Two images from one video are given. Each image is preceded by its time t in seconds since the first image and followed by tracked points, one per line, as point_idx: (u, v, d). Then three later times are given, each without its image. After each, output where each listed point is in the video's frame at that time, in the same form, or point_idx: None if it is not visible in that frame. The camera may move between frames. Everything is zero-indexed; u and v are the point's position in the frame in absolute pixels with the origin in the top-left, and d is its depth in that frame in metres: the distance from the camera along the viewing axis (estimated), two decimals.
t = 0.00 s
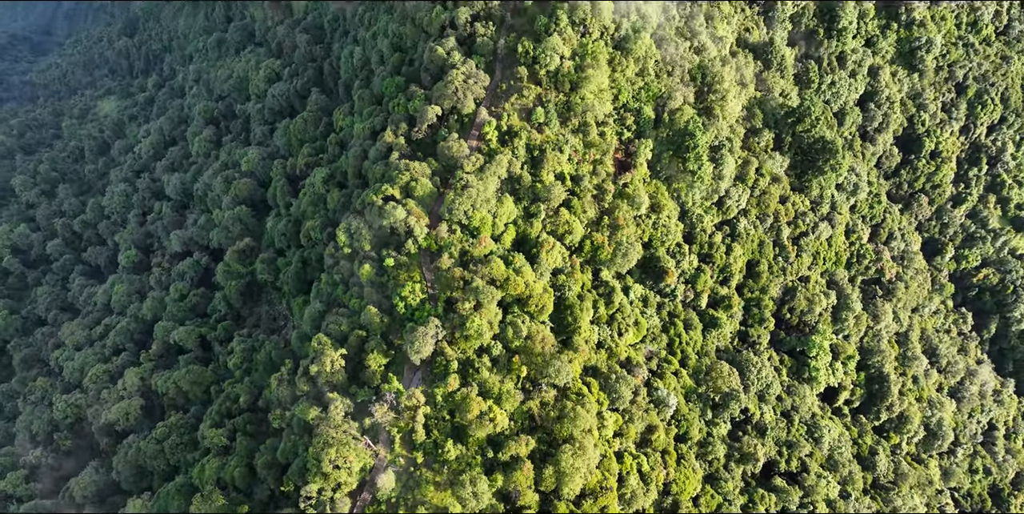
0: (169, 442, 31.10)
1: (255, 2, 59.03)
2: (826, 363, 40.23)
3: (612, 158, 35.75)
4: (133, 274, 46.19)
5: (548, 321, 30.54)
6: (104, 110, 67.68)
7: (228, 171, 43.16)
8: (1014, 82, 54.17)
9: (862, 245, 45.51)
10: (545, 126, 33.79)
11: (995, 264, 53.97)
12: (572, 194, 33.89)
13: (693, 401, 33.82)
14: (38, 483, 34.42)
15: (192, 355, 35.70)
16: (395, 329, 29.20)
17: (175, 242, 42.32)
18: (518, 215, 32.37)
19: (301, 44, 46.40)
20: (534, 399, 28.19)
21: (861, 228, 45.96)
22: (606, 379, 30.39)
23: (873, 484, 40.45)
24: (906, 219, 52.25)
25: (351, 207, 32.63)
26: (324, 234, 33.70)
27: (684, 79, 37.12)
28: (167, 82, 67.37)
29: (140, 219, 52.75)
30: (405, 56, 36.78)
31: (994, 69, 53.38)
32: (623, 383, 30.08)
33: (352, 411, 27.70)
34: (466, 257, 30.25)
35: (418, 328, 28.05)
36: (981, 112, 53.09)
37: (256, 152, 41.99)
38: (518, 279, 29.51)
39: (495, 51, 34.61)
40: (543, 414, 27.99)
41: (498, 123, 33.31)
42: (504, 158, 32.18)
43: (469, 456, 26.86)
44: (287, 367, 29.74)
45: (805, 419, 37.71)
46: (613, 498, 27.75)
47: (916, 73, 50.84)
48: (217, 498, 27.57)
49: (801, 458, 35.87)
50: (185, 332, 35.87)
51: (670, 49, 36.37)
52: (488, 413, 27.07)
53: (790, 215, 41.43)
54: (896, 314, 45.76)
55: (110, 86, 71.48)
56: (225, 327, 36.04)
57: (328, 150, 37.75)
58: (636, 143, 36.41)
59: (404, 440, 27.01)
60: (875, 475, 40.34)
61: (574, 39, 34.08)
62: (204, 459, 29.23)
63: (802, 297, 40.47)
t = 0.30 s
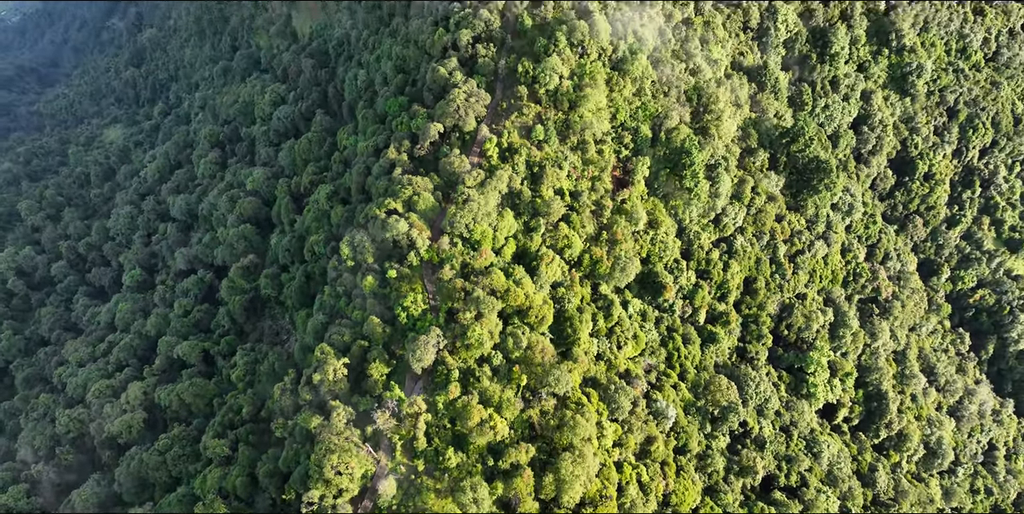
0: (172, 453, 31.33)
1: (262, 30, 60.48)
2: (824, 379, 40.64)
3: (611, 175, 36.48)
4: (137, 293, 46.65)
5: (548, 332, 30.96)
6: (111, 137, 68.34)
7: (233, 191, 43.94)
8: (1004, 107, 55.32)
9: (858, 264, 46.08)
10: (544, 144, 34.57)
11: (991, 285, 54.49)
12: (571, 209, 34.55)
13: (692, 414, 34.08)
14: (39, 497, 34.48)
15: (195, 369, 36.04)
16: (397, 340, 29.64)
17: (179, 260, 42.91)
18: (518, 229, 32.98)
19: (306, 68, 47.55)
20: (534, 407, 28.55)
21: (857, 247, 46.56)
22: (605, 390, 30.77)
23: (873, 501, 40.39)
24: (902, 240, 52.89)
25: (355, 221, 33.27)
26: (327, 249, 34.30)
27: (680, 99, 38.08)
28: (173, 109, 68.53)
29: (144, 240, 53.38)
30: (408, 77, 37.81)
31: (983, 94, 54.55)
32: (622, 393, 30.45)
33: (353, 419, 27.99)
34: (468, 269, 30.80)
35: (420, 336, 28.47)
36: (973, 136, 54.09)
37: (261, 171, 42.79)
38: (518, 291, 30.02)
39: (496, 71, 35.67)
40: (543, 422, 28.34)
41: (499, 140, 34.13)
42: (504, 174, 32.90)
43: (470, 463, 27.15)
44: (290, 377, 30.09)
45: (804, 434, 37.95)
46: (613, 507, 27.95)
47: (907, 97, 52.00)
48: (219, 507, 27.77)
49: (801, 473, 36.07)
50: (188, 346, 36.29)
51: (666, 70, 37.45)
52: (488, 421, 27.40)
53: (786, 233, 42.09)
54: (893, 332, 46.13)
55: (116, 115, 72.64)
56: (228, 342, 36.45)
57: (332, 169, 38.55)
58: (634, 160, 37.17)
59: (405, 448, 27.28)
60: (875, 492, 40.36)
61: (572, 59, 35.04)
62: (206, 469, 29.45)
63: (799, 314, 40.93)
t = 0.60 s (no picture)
0: (174, 464, 31.55)
1: (267, 58, 61.82)
2: (822, 396, 40.87)
3: (609, 193, 37.22)
4: (140, 312, 47.07)
5: (548, 344, 31.41)
6: (116, 165, 69.03)
7: (238, 210, 44.68)
8: (994, 132, 56.37)
9: (854, 283, 46.69)
10: (544, 161, 35.34)
11: (988, 306, 54.70)
12: (570, 225, 35.21)
13: (690, 427, 34.38)
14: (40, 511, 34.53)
15: (198, 383, 36.36)
16: (399, 351, 30.09)
17: (184, 278, 43.45)
18: (518, 244, 33.59)
19: (311, 93, 48.67)
20: (533, 417, 28.96)
21: (853, 266, 47.20)
22: (604, 402, 31.17)
23: None
24: (897, 261, 53.20)
25: (358, 236, 33.92)
26: (330, 263, 34.89)
27: (676, 120, 39.02)
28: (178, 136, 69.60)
29: (148, 261, 53.92)
30: (411, 98, 38.81)
31: (975, 118, 55.57)
32: (621, 404, 30.88)
33: (356, 428, 28.34)
34: (469, 281, 31.35)
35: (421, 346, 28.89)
36: (965, 160, 55.04)
37: (265, 191, 43.57)
38: (518, 303, 30.52)
39: (497, 92, 36.69)
40: (543, 431, 28.77)
41: (499, 158, 34.95)
42: (504, 190, 33.61)
43: (471, 471, 27.55)
44: (292, 387, 30.44)
45: (803, 450, 38.26)
46: None
47: (900, 122, 53.06)
48: None
49: (800, 488, 36.33)
50: (192, 361, 36.69)
51: (662, 92, 38.54)
52: (488, 429, 27.79)
53: (782, 252, 42.76)
54: (890, 351, 46.51)
55: (121, 143, 73.51)
56: (231, 357, 36.85)
57: (336, 187, 39.32)
58: (631, 179, 37.92)
59: (406, 456, 27.69)
60: (875, 510, 40.38)
61: (570, 80, 36.07)
62: (208, 479, 29.66)
63: (796, 332, 41.34)
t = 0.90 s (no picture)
0: (177, 476, 31.79)
1: (272, 86, 63.07)
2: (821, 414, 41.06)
3: (607, 211, 37.96)
4: (144, 331, 47.44)
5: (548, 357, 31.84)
6: (121, 192, 69.63)
7: (242, 230, 45.33)
8: (986, 156, 57.21)
9: (850, 302, 47.31)
10: (543, 180, 36.12)
11: (984, 327, 55.14)
12: (569, 241, 35.85)
13: (689, 441, 34.72)
14: None
15: (201, 398, 36.68)
16: (401, 363, 30.45)
17: (188, 296, 43.99)
18: (518, 259, 34.19)
19: (315, 116, 49.70)
20: (534, 427, 29.26)
21: (849, 286, 47.83)
22: (604, 413, 31.57)
23: None
24: (894, 282, 53.54)
25: (361, 251, 34.57)
26: (334, 279, 35.43)
27: (673, 140, 39.89)
28: (183, 162, 70.66)
29: (152, 282, 54.44)
30: (414, 119, 39.75)
31: (966, 143, 56.47)
32: (621, 416, 31.27)
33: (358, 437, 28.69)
34: (470, 295, 31.87)
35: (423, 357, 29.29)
36: (958, 184, 55.84)
37: (270, 211, 44.33)
38: (519, 315, 31.03)
39: (498, 113, 37.70)
40: (543, 440, 29.09)
41: (499, 176, 35.75)
42: (505, 206, 34.29)
43: (472, 480, 27.77)
44: (295, 398, 30.78)
45: (802, 466, 38.55)
46: None
47: (893, 146, 53.89)
48: None
49: (799, 504, 36.68)
50: (195, 377, 37.10)
51: (659, 112, 39.61)
52: (489, 438, 28.11)
53: (779, 271, 43.40)
54: (888, 370, 46.91)
55: (126, 170, 74.05)
56: (235, 372, 37.25)
57: (340, 206, 40.07)
58: (630, 197, 38.64)
59: (408, 465, 28.03)
60: None
61: (569, 100, 37.09)
62: (211, 490, 29.87)
63: (794, 350, 41.65)
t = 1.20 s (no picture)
0: (180, 489, 32.04)
1: (277, 113, 64.32)
2: (819, 432, 41.40)
3: (605, 228, 38.68)
4: (147, 350, 47.82)
5: (547, 370, 32.40)
6: (125, 218, 70.38)
7: (246, 250, 45.95)
8: (979, 181, 58.04)
9: (847, 322, 47.92)
10: (543, 198, 36.94)
11: (981, 350, 55.57)
12: (569, 258, 36.53)
13: (687, 455, 35.19)
14: None
15: (204, 413, 37.03)
16: (402, 376, 30.87)
17: (193, 315, 44.52)
18: (519, 275, 34.81)
19: (319, 140, 50.76)
20: (533, 437, 29.77)
21: (845, 306, 48.51)
22: (603, 426, 32.15)
23: None
24: (890, 304, 53.98)
25: (365, 267, 35.24)
26: (337, 295, 36.04)
27: (669, 161, 40.86)
28: (187, 187, 71.49)
29: (156, 303, 54.97)
30: (417, 141, 40.74)
31: (959, 168, 57.41)
32: (619, 428, 31.83)
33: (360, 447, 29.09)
34: (471, 308, 32.43)
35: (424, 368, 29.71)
36: (952, 207, 56.56)
37: (275, 231, 45.08)
38: (518, 329, 31.65)
39: (498, 134, 38.69)
40: (543, 451, 29.64)
41: (500, 194, 36.51)
42: (506, 223, 35.00)
43: (472, 489, 28.12)
44: (299, 411, 31.18)
45: (802, 483, 38.71)
46: None
47: (887, 170, 54.62)
48: None
49: None
50: (199, 393, 37.51)
51: (656, 134, 40.66)
52: (490, 448, 28.61)
53: (775, 289, 44.04)
54: (886, 390, 47.27)
55: (130, 197, 74.74)
56: (238, 388, 37.67)
57: (343, 224, 40.83)
58: (628, 216, 39.41)
59: (409, 474, 28.35)
60: None
61: (568, 121, 38.11)
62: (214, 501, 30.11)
63: (792, 368, 42.08)
